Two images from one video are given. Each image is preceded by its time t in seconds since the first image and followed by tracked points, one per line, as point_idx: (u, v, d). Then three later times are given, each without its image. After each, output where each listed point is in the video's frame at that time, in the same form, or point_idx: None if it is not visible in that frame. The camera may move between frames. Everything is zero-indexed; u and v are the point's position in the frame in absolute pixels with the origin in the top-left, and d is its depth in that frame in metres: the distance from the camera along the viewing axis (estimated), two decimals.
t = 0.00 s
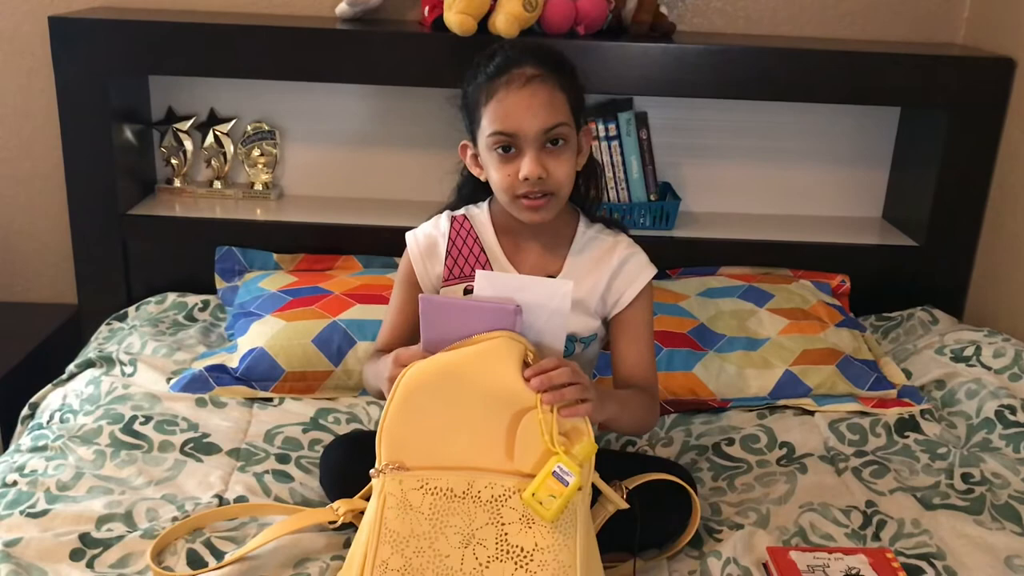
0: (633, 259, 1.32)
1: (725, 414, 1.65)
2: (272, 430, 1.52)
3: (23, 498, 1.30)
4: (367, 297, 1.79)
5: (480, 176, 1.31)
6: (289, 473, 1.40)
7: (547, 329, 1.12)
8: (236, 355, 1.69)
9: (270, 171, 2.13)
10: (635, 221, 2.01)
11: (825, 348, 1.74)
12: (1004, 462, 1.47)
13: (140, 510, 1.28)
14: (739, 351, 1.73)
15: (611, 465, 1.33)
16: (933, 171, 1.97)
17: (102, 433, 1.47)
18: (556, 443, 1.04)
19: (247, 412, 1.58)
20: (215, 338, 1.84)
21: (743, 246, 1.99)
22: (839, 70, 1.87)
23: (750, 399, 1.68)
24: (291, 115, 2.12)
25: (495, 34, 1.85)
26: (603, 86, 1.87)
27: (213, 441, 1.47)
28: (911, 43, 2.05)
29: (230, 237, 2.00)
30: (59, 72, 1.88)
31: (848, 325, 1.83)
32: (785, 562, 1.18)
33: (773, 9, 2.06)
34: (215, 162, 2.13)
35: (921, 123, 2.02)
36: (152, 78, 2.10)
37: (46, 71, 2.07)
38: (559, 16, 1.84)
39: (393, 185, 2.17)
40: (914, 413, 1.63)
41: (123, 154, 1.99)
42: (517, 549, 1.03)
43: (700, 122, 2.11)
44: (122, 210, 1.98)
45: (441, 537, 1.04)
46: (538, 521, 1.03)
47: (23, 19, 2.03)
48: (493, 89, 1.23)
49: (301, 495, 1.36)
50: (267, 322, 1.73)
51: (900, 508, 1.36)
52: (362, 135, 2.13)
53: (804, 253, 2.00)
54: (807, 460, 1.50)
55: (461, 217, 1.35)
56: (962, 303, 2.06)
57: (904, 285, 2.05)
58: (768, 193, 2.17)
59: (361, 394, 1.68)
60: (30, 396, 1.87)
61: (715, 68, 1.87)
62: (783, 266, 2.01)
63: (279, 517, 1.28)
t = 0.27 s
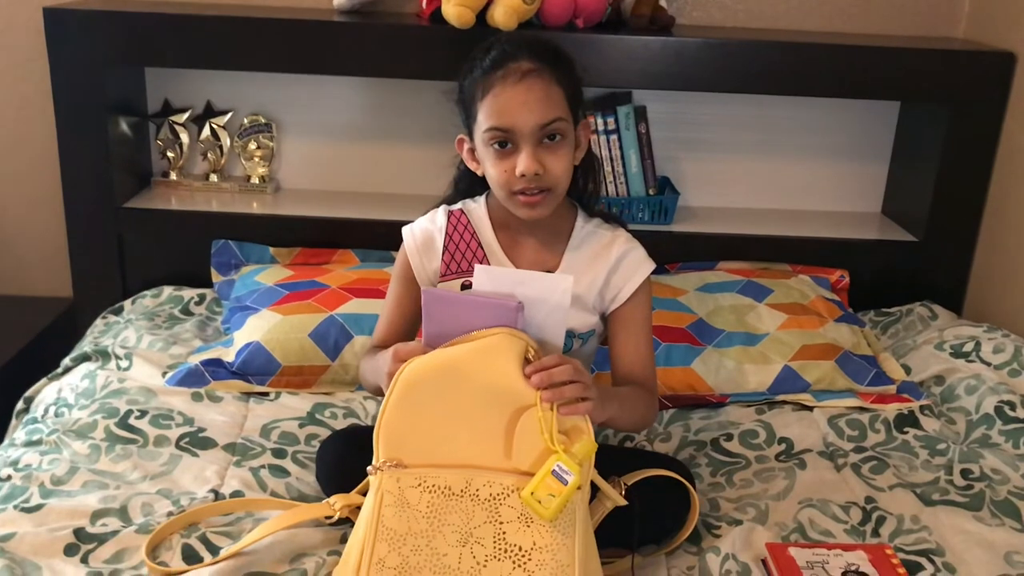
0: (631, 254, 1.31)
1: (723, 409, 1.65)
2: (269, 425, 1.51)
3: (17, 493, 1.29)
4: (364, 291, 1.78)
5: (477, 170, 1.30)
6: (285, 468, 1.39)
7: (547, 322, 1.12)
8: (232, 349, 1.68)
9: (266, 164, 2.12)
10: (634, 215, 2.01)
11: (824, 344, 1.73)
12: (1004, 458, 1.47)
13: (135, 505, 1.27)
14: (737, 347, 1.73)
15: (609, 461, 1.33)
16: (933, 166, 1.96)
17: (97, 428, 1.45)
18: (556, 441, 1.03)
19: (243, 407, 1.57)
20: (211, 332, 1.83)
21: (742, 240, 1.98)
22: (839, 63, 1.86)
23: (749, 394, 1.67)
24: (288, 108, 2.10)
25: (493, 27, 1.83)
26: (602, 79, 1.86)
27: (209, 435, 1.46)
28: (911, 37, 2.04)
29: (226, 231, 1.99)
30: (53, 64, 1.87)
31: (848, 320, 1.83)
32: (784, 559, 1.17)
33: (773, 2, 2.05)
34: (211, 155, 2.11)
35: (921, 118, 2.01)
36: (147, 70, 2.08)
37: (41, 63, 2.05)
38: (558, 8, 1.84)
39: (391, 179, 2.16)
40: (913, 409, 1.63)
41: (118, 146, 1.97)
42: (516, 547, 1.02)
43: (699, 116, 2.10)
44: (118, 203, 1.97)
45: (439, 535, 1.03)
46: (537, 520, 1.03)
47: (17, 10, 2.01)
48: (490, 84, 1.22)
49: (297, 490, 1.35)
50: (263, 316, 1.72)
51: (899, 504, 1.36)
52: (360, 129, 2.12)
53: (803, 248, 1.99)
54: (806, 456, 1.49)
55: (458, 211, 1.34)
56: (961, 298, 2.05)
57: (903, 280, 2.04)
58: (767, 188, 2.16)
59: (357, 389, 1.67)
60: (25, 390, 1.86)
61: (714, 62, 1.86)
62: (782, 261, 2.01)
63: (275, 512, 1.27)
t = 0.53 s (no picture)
0: (629, 252, 1.32)
1: (721, 406, 1.65)
2: (268, 421, 1.52)
3: (16, 489, 1.29)
4: (362, 288, 1.78)
5: (476, 168, 1.30)
6: (284, 465, 1.40)
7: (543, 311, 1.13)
8: (231, 346, 1.68)
9: (265, 161, 2.12)
10: (631, 212, 2.01)
11: (821, 340, 1.74)
12: (999, 454, 1.48)
13: (135, 502, 1.28)
14: (735, 343, 1.73)
15: (607, 458, 1.33)
16: (930, 163, 1.96)
17: (96, 424, 1.46)
18: (556, 441, 1.04)
19: (242, 403, 1.57)
20: (210, 329, 1.83)
21: (739, 237, 1.98)
22: (836, 61, 1.86)
23: (746, 390, 1.68)
24: (286, 105, 2.11)
25: (491, 24, 1.83)
26: (599, 76, 1.87)
27: (208, 432, 1.47)
28: (908, 35, 2.05)
29: (225, 228, 1.99)
30: (52, 61, 1.87)
31: (844, 317, 1.83)
32: (781, 554, 1.18)
33: None
34: (210, 152, 2.12)
35: (918, 115, 2.02)
36: (146, 67, 2.08)
37: (40, 60, 2.05)
38: (556, 5, 1.83)
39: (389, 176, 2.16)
40: (909, 406, 1.64)
41: (117, 143, 1.97)
42: (514, 546, 1.02)
43: (697, 113, 2.11)
44: (117, 200, 1.97)
45: (438, 533, 1.03)
46: (536, 518, 1.03)
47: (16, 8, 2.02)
48: (487, 82, 1.23)
49: (296, 486, 1.35)
50: (262, 312, 1.72)
51: (896, 500, 1.37)
52: (358, 126, 2.12)
53: (800, 245, 2.00)
54: (802, 452, 1.50)
55: (456, 209, 1.34)
56: (958, 295, 2.06)
57: (899, 277, 2.05)
58: (764, 185, 2.17)
59: (356, 385, 1.68)
60: (24, 387, 1.87)
61: (712, 59, 1.86)
62: (779, 258, 2.01)
63: (274, 508, 1.28)
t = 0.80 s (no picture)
0: (625, 250, 1.32)
1: (720, 405, 1.65)
2: (266, 421, 1.51)
3: (14, 489, 1.29)
4: (360, 288, 1.78)
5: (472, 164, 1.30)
6: (282, 465, 1.40)
7: (536, 301, 1.15)
8: (229, 346, 1.68)
9: (262, 160, 2.11)
10: (630, 211, 2.01)
11: (819, 340, 1.74)
12: (998, 453, 1.48)
13: (132, 502, 1.27)
14: (733, 343, 1.73)
15: (606, 457, 1.33)
16: (929, 162, 1.96)
17: (93, 424, 1.45)
18: (557, 454, 1.00)
19: (240, 403, 1.57)
20: (208, 329, 1.83)
21: (738, 237, 1.98)
22: (834, 60, 1.86)
23: (744, 390, 1.68)
24: (284, 104, 2.10)
25: (490, 23, 1.83)
26: (598, 76, 1.86)
27: (205, 432, 1.47)
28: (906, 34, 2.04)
29: (222, 227, 1.99)
30: (48, 60, 1.86)
31: (843, 316, 1.83)
32: (780, 554, 1.18)
33: None
34: (207, 151, 2.11)
35: (917, 114, 2.02)
36: (143, 66, 2.08)
37: (36, 59, 2.05)
38: (554, 4, 1.83)
39: (387, 175, 2.16)
40: (908, 405, 1.63)
41: (115, 142, 1.97)
42: (512, 552, 1.03)
43: (695, 112, 2.10)
44: (114, 199, 1.97)
45: (437, 538, 1.03)
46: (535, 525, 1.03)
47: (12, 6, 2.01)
48: (485, 86, 1.22)
49: (294, 487, 1.35)
50: (260, 312, 1.72)
51: (895, 499, 1.37)
52: (356, 125, 2.12)
53: (798, 244, 2.00)
54: (801, 452, 1.49)
55: (453, 208, 1.34)
56: (957, 294, 2.06)
57: (898, 276, 2.04)
58: (762, 184, 2.17)
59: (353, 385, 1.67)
60: (21, 387, 1.86)
61: (711, 58, 1.86)
62: (778, 257, 2.01)
63: (272, 509, 1.27)
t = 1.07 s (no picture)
0: (622, 249, 1.33)
1: (718, 406, 1.65)
2: (266, 421, 1.52)
3: (14, 489, 1.29)
4: (360, 288, 1.79)
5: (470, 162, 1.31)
6: (282, 465, 1.40)
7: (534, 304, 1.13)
8: (229, 346, 1.68)
9: (262, 160, 2.12)
10: (629, 212, 2.01)
11: (818, 340, 1.74)
12: (996, 453, 1.48)
13: (132, 502, 1.28)
14: (732, 343, 1.73)
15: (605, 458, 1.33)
16: (927, 163, 1.97)
17: (94, 424, 1.46)
18: (558, 464, 1.01)
19: (240, 403, 1.57)
20: (208, 329, 1.84)
21: (737, 237, 1.99)
22: (833, 60, 1.87)
23: (743, 390, 1.68)
24: (284, 105, 2.11)
25: (489, 24, 1.84)
26: (597, 76, 1.87)
27: (205, 432, 1.47)
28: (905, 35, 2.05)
29: (222, 228, 1.99)
30: (48, 60, 1.87)
31: (842, 317, 1.84)
32: (779, 554, 1.18)
33: None
34: (207, 151, 2.11)
35: (916, 114, 2.02)
36: (143, 66, 2.08)
37: (37, 59, 2.05)
38: (553, 6, 1.83)
39: (387, 175, 2.16)
40: (907, 405, 1.64)
41: (115, 143, 1.97)
42: (512, 555, 1.03)
43: (695, 113, 2.11)
44: (114, 200, 1.97)
45: (437, 539, 1.04)
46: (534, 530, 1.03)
47: (12, 7, 2.01)
48: (489, 92, 1.22)
49: (294, 487, 1.35)
50: (260, 312, 1.72)
51: (893, 499, 1.37)
52: (356, 125, 2.12)
53: (797, 244, 2.00)
54: (800, 452, 1.50)
55: (452, 208, 1.34)
56: (956, 295, 2.06)
57: (896, 276, 2.05)
58: (761, 185, 2.17)
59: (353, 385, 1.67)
60: (21, 387, 1.86)
61: (710, 59, 1.86)
62: (777, 257, 2.01)
63: (271, 509, 1.28)
